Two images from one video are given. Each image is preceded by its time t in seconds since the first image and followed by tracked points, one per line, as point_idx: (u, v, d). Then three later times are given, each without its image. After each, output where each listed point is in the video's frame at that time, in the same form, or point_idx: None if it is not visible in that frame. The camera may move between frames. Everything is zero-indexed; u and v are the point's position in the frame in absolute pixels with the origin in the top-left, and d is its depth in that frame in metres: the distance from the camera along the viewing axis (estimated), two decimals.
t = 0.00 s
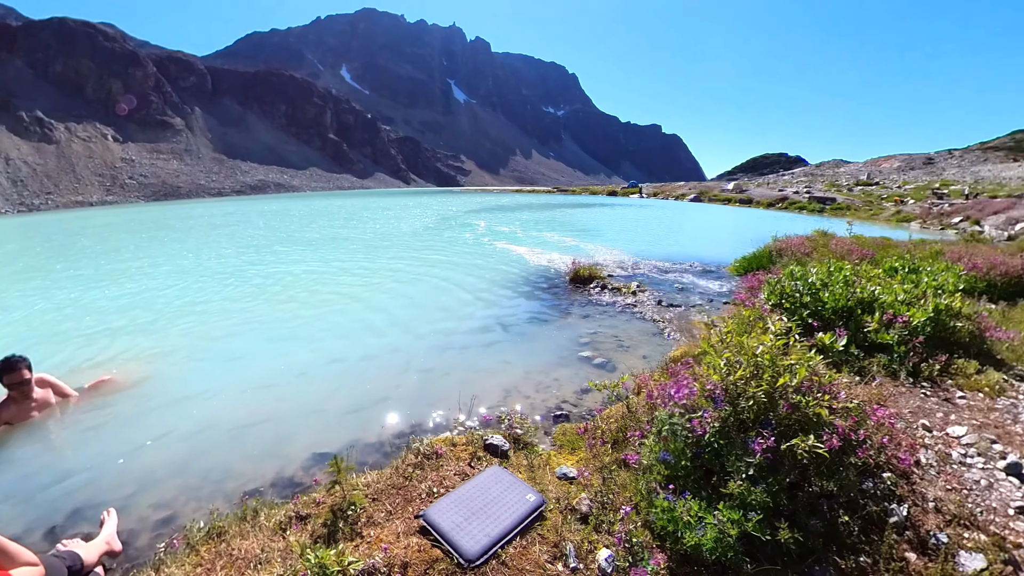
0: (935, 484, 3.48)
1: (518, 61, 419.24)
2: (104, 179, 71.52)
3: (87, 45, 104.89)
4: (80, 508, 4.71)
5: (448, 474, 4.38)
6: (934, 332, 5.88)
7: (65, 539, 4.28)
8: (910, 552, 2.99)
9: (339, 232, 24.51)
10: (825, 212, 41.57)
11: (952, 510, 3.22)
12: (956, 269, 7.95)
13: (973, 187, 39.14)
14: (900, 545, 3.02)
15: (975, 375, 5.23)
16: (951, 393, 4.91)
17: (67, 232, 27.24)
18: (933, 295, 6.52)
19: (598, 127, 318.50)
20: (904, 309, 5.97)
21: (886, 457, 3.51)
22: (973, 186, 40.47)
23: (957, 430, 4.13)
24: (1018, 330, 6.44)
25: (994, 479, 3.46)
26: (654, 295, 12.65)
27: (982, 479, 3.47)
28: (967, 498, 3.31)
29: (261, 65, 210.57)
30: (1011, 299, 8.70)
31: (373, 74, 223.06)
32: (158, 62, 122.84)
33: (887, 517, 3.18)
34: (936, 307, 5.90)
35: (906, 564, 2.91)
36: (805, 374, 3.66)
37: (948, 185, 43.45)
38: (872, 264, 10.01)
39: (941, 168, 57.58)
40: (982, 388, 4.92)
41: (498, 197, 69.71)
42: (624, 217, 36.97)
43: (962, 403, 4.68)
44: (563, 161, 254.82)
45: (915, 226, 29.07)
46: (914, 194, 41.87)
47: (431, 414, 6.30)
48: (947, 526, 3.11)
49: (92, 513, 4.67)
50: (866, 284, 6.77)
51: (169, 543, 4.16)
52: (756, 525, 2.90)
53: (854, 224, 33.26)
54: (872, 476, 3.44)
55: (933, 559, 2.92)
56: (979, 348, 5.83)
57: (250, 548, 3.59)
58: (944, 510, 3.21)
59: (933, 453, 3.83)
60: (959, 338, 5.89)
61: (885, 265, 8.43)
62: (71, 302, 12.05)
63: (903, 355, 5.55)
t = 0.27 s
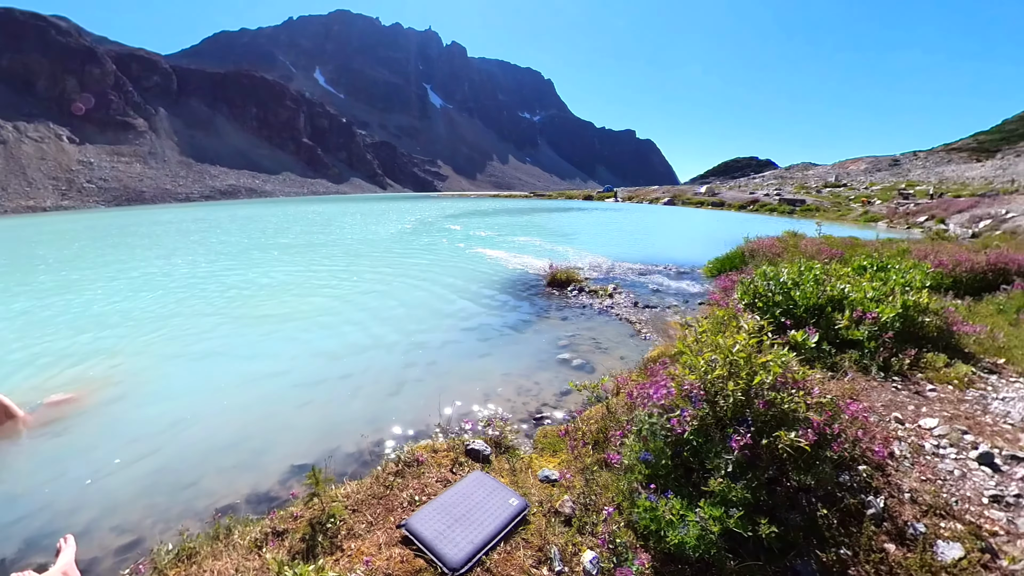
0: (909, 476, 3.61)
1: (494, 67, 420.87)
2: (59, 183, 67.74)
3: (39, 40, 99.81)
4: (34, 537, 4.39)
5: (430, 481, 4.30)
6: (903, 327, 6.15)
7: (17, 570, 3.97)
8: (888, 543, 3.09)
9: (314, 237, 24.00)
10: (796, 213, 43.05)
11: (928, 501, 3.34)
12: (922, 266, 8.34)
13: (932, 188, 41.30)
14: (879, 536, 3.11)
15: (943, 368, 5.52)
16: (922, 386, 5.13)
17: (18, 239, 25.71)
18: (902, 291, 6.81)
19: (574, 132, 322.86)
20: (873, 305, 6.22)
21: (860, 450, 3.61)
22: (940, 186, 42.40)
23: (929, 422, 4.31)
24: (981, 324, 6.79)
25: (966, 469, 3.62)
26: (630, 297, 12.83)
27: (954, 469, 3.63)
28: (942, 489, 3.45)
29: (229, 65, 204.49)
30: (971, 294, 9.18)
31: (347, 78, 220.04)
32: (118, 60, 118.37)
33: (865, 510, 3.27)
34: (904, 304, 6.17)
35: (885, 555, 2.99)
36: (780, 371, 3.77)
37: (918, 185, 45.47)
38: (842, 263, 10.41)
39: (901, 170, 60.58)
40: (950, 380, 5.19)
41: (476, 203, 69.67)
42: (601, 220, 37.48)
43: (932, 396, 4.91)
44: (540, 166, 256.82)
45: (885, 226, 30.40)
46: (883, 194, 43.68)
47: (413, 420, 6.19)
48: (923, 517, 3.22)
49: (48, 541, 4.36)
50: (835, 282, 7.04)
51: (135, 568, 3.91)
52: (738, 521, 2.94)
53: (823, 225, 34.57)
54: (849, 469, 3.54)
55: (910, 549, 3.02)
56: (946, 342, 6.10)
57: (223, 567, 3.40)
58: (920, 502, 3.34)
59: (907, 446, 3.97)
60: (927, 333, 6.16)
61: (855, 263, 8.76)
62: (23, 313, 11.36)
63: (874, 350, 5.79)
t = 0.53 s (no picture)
0: (884, 468, 3.71)
1: (471, 71, 420.96)
2: (6, 185, 63.64)
3: None
4: None
5: (410, 490, 4.19)
6: (874, 324, 6.40)
7: None
8: (867, 535, 3.14)
9: (288, 243, 23.44)
10: (767, 216, 44.55)
11: (904, 492, 3.43)
12: (889, 265, 8.71)
13: (893, 190, 43.35)
14: (859, 529, 3.16)
15: (914, 363, 5.73)
16: (893, 380, 5.33)
17: None
18: (871, 289, 7.09)
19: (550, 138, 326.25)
20: (843, 304, 6.45)
21: (836, 444, 3.69)
22: (904, 187, 44.45)
23: (901, 416, 4.46)
24: (946, 318, 7.11)
25: (940, 460, 3.74)
26: (607, 299, 12.97)
27: (927, 460, 3.75)
28: (918, 480, 3.55)
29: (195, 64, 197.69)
30: (933, 291, 9.62)
31: (319, 80, 216.26)
32: (70, 56, 113.63)
33: (842, 503, 3.34)
34: (874, 301, 6.43)
35: (864, 546, 3.05)
36: (755, 369, 3.85)
37: (884, 186, 47.53)
38: (814, 262, 10.79)
39: (863, 174, 63.48)
40: (920, 374, 5.39)
41: (454, 208, 69.46)
42: (578, 224, 37.90)
43: (904, 389, 5.09)
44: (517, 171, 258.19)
45: (852, 226, 31.69)
46: (852, 196, 45.53)
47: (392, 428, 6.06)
48: (900, 507, 3.30)
49: None
50: (806, 282, 7.29)
51: None
52: (719, 519, 2.97)
53: (794, 226, 35.83)
54: (825, 464, 3.62)
55: (889, 540, 3.08)
56: (916, 337, 6.35)
57: None
58: (896, 493, 3.42)
59: (881, 438, 4.09)
60: (896, 329, 6.41)
61: (826, 263, 9.10)
62: None
63: (845, 347, 6.00)
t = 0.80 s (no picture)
0: (860, 462, 3.83)
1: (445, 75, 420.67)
2: None
3: None
4: None
5: (391, 501, 4.09)
6: (845, 322, 6.66)
7: None
8: (846, 529, 3.22)
9: (260, 248, 22.79)
10: (740, 218, 46.03)
11: (880, 485, 3.54)
12: (856, 264, 9.09)
13: (854, 193, 45.39)
14: (839, 523, 3.24)
15: (883, 358, 5.97)
16: (865, 376, 5.53)
17: None
18: (841, 287, 7.39)
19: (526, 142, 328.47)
20: (815, 302, 6.69)
21: (813, 440, 3.78)
22: (867, 189, 46.49)
23: (874, 410, 4.63)
24: (911, 314, 7.44)
25: (914, 453, 3.90)
26: (584, 302, 13.09)
27: (902, 454, 3.89)
28: (893, 473, 3.67)
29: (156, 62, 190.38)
30: (898, 288, 10.07)
31: (290, 81, 211.57)
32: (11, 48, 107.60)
33: (821, 498, 3.43)
34: (844, 299, 6.70)
35: (844, 541, 3.12)
36: (730, 366, 3.94)
37: (849, 188, 49.59)
38: (785, 262, 11.20)
39: (827, 178, 66.22)
40: (890, 369, 5.61)
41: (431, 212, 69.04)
42: (555, 229, 38.23)
43: (876, 384, 5.29)
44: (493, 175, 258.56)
45: (820, 228, 32.93)
46: (819, 198, 47.37)
47: (370, 437, 5.92)
48: (877, 502, 3.39)
49: None
50: (778, 281, 7.54)
51: None
52: (700, 517, 3.01)
53: (764, 228, 37.02)
54: (803, 460, 3.70)
55: (869, 534, 3.16)
56: (884, 334, 6.64)
57: None
58: (872, 487, 3.52)
59: (855, 433, 4.23)
60: (866, 326, 6.68)
61: (797, 263, 9.43)
62: None
63: (818, 344, 6.20)
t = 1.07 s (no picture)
0: (837, 457, 3.91)
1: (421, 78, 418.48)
2: None
3: None
4: None
5: (369, 514, 3.96)
6: (815, 320, 6.89)
7: None
8: (826, 524, 3.27)
9: (230, 255, 22.06)
10: (714, 221, 47.20)
11: (856, 479, 3.62)
12: (826, 264, 9.41)
13: (820, 196, 47.18)
14: (817, 518, 3.30)
15: (854, 355, 6.18)
16: (837, 372, 5.71)
17: None
18: (812, 287, 7.63)
19: (502, 147, 329.23)
20: (787, 302, 6.90)
21: (788, 437, 3.87)
22: (833, 192, 48.36)
23: (848, 406, 4.75)
24: (879, 312, 7.73)
25: (888, 447, 4.00)
26: (563, 305, 13.14)
27: (876, 448, 3.99)
28: (868, 467, 3.75)
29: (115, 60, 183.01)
30: (867, 287, 10.43)
31: (259, 82, 206.34)
32: None
33: (800, 494, 3.49)
34: (814, 298, 6.94)
35: (823, 535, 3.18)
36: (707, 366, 4.00)
37: (817, 191, 51.47)
38: (759, 263, 11.49)
39: (795, 182, 68.60)
40: (861, 365, 5.79)
41: (409, 217, 68.38)
42: (534, 233, 38.37)
43: (847, 380, 5.46)
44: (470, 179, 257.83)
45: (791, 230, 34.04)
46: (788, 201, 49.03)
47: (345, 449, 5.73)
48: (854, 496, 3.46)
49: None
50: (752, 282, 7.75)
51: None
52: (682, 517, 3.02)
53: (738, 231, 38.08)
54: (780, 456, 3.77)
55: (848, 528, 3.22)
56: (853, 331, 6.88)
57: None
58: (850, 481, 3.59)
59: (831, 429, 4.33)
60: (836, 324, 6.92)
61: (769, 265, 9.72)
62: None
63: (791, 343, 6.39)
